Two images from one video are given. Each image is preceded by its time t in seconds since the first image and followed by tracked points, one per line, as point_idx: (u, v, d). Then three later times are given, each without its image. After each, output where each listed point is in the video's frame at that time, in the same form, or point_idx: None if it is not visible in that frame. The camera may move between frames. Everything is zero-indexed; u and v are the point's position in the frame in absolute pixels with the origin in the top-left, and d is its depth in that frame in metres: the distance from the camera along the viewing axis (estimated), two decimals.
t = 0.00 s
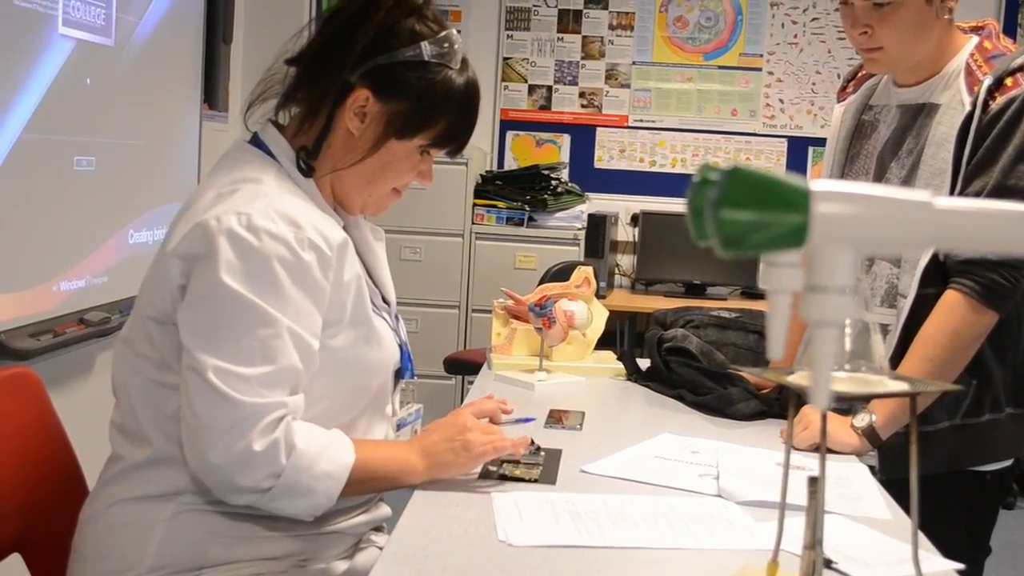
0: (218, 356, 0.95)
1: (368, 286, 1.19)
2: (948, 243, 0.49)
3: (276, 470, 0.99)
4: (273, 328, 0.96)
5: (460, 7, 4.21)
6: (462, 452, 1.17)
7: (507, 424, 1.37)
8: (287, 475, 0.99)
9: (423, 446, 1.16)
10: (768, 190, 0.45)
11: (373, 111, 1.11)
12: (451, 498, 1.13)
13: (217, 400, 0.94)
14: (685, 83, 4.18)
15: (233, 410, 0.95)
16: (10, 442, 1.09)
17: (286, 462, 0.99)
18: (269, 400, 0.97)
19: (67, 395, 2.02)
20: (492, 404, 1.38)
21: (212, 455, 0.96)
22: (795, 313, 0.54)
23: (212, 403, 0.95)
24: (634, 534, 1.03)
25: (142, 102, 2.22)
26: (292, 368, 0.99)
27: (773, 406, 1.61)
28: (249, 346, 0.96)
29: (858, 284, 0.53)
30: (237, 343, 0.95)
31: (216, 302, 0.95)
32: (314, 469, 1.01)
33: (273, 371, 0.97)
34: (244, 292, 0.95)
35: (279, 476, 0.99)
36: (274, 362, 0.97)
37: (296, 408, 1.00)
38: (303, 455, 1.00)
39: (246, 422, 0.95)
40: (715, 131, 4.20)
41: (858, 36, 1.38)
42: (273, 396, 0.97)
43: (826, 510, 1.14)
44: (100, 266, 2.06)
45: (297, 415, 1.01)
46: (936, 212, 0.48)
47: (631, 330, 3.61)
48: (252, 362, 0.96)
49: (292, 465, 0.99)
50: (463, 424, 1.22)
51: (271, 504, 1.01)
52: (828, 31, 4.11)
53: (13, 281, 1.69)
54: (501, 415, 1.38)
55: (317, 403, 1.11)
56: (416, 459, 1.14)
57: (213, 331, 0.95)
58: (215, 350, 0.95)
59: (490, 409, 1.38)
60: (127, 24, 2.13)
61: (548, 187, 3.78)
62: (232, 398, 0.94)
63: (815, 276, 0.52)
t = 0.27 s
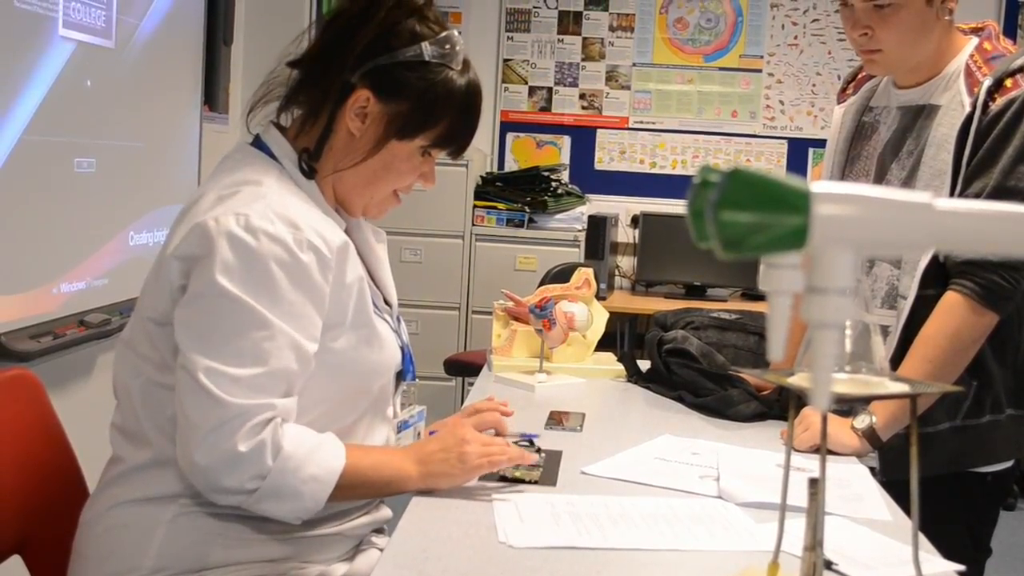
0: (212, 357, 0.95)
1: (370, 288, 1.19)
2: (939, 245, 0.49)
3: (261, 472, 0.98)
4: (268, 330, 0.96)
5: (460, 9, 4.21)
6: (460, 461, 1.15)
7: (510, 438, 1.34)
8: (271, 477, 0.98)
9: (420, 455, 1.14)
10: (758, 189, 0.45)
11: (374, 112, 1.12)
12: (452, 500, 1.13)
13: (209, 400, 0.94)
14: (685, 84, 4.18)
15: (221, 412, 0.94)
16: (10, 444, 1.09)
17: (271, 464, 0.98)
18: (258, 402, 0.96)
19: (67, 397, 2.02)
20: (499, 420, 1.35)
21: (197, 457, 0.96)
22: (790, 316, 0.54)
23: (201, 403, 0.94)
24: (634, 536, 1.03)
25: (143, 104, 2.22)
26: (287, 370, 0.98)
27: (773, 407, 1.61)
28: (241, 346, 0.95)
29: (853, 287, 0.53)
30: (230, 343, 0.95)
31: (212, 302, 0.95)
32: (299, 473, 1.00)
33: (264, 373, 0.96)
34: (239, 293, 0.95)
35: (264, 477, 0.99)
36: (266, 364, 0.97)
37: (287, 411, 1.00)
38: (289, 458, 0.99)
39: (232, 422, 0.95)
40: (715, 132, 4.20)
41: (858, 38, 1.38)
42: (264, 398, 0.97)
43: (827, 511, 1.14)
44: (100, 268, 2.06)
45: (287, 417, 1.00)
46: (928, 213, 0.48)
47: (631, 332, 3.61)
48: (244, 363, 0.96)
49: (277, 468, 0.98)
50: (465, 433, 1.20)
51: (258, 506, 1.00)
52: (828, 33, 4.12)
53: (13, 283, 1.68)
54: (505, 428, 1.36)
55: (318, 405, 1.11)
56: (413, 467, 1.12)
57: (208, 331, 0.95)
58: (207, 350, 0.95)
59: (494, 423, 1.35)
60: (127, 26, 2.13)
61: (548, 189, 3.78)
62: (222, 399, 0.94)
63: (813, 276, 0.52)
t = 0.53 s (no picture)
0: (211, 359, 0.95)
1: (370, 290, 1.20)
2: (941, 249, 0.49)
3: (260, 474, 0.98)
4: (267, 332, 0.96)
5: (459, 11, 4.22)
6: (459, 468, 1.15)
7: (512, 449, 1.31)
8: (270, 479, 0.99)
9: (419, 460, 1.14)
10: (759, 191, 0.45)
11: (373, 113, 1.12)
12: (451, 502, 1.13)
13: (207, 401, 0.94)
14: (685, 86, 4.18)
15: (218, 414, 0.94)
16: (10, 446, 1.09)
17: (269, 467, 0.98)
18: (255, 404, 0.96)
19: (67, 399, 2.02)
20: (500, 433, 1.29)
21: (195, 458, 0.96)
22: (791, 322, 0.54)
23: (200, 405, 0.94)
24: (634, 538, 1.03)
25: (143, 105, 2.22)
26: (286, 372, 0.98)
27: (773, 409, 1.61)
28: (239, 347, 0.95)
29: (855, 290, 0.53)
30: (228, 345, 0.95)
31: (210, 304, 0.95)
32: (297, 476, 1.00)
33: (262, 375, 0.96)
34: (237, 295, 0.95)
35: (262, 480, 0.99)
36: (265, 366, 0.97)
37: (286, 413, 1.00)
38: (287, 460, 0.99)
39: (231, 424, 0.95)
40: (714, 134, 4.20)
41: (858, 39, 1.38)
42: (262, 400, 0.97)
43: (827, 513, 1.14)
44: (100, 270, 2.06)
45: (286, 420, 1.00)
46: (932, 216, 0.48)
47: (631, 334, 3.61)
48: (242, 365, 0.96)
49: (274, 471, 0.98)
50: (464, 440, 1.20)
51: (255, 508, 1.00)
52: (827, 34, 4.12)
53: (13, 284, 1.68)
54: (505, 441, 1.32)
55: (318, 407, 1.10)
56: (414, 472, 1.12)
57: (206, 332, 0.95)
58: (205, 352, 0.95)
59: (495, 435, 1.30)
60: (127, 28, 2.13)
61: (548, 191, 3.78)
62: (222, 401, 0.94)
63: (814, 279, 0.52)
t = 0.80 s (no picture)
0: (211, 360, 0.95)
1: (369, 292, 1.20)
2: (942, 250, 0.49)
3: (259, 475, 0.98)
4: (266, 334, 0.96)
5: (459, 12, 4.22)
6: (460, 468, 1.16)
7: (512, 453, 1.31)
8: (270, 481, 0.98)
9: (419, 462, 1.14)
10: (758, 192, 0.45)
11: (372, 115, 1.12)
12: (451, 504, 1.13)
13: (207, 402, 0.94)
14: (685, 88, 4.18)
15: (218, 415, 0.95)
16: (10, 446, 1.09)
17: (269, 468, 0.98)
18: (254, 405, 0.96)
19: (67, 400, 2.02)
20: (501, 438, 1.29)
21: (195, 459, 0.96)
22: (791, 324, 0.54)
23: (199, 406, 0.95)
24: (633, 540, 1.03)
25: (143, 106, 2.22)
26: (286, 374, 0.98)
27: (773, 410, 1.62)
28: (238, 348, 0.96)
29: (854, 291, 0.53)
30: (227, 346, 0.95)
31: (209, 305, 0.95)
32: (297, 477, 1.00)
33: (261, 377, 0.96)
34: (235, 296, 0.95)
35: (262, 481, 0.99)
36: (264, 368, 0.97)
37: (286, 414, 1.00)
38: (287, 461, 0.99)
39: (231, 425, 0.95)
40: (714, 135, 4.20)
41: (857, 41, 1.38)
42: (261, 401, 0.97)
43: (827, 515, 1.14)
44: (100, 271, 2.06)
45: (285, 421, 1.00)
46: (932, 217, 0.48)
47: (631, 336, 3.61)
48: (241, 366, 0.96)
49: (273, 472, 0.98)
50: (463, 442, 1.20)
51: (254, 510, 1.00)
52: (827, 36, 4.12)
53: (12, 286, 1.68)
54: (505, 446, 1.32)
55: (317, 409, 1.10)
56: (415, 472, 1.12)
57: (205, 334, 0.95)
58: (205, 353, 0.95)
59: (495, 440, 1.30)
60: (127, 29, 2.13)
61: (548, 193, 3.78)
62: (221, 402, 0.94)
63: (814, 281, 0.52)
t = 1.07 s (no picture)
0: (210, 361, 0.95)
1: (367, 292, 1.20)
2: (943, 252, 0.49)
3: (259, 476, 0.98)
4: (265, 334, 0.96)
5: (459, 14, 4.22)
6: (461, 471, 1.16)
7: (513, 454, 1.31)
8: (270, 481, 0.98)
9: (420, 463, 1.14)
10: (758, 194, 0.45)
11: (369, 116, 1.12)
12: (450, 506, 1.13)
13: (207, 403, 0.94)
14: (684, 89, 4.18)
15: (217, 416, 0.95)
16: (8, 448, 1.09)
17: (269, 468, 0.98)
18: (253, 406, 0.96)
19: (65, 402, 2.02)
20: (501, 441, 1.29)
21: (195, 460, 0.96)
22: (790, 325, 0.54)
23: (199, 407, 0.95)
24: (632, 541, 1.03)
25: (142, 107, 2.22)
26: (285, 375, 0.98)
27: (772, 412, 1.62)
28: (237, 349, 0.96)
29: (855, 291, 0.53)
30: (225, 347, 0.95)
31: (207, 306, 0.95)
32: (297, 477, 1.00)
33: (261, 377, 0.96)
34: (233, 297, 0.95)
35: (262, 482, 0.99)
36: (263, 368, 0.96)
37: (286, 414, 1.00)
38: (287, 462, 0.99)
39: (231, 425, 0.95)
40: (713, 137, 4.20)
41: (857, 43, 1.38)
42: (261, 402, 0.97)
43: (826, 517, 1.14)
44: (99, 273, 2.06)
45: (285, 421, 1.00)
46: (932, 219, 0.48)
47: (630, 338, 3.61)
48: (240, 367, 0.96)
49: (273, 472, 0.98)
50: (463, 444, 1.20)
51: (254, 510, 1.00)
52: (827, 38, 4.11)
53: (12, 289, 1.68)
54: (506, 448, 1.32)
55: (315, 410, 1.10)
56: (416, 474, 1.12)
57: (204, 334, 0.95)
58: (204, 353, 0.95)
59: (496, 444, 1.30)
60: (126, 31, 2.13)
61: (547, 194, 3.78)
62: (221, 403, 0.94)
63: (813, 283, 0.52)
